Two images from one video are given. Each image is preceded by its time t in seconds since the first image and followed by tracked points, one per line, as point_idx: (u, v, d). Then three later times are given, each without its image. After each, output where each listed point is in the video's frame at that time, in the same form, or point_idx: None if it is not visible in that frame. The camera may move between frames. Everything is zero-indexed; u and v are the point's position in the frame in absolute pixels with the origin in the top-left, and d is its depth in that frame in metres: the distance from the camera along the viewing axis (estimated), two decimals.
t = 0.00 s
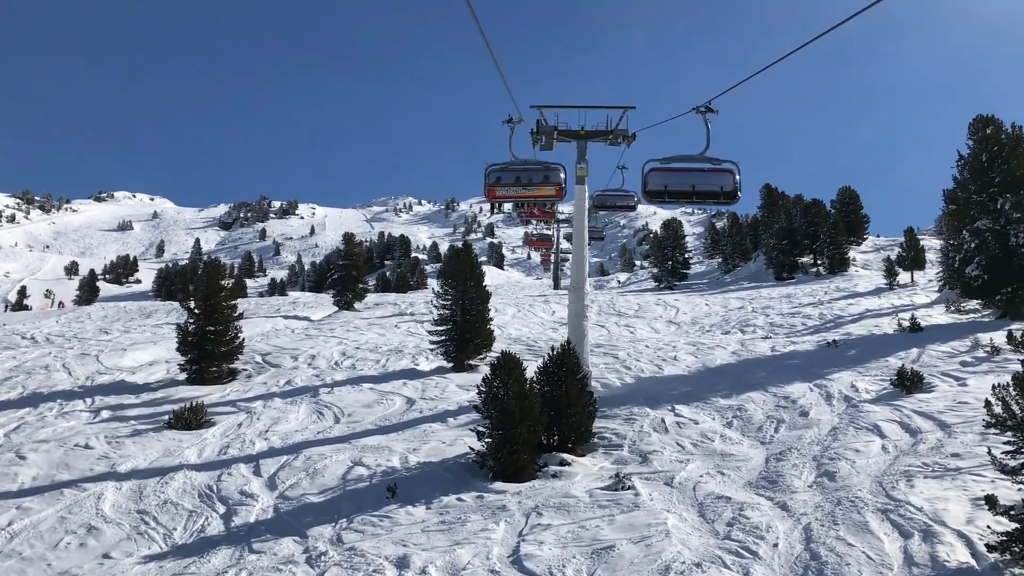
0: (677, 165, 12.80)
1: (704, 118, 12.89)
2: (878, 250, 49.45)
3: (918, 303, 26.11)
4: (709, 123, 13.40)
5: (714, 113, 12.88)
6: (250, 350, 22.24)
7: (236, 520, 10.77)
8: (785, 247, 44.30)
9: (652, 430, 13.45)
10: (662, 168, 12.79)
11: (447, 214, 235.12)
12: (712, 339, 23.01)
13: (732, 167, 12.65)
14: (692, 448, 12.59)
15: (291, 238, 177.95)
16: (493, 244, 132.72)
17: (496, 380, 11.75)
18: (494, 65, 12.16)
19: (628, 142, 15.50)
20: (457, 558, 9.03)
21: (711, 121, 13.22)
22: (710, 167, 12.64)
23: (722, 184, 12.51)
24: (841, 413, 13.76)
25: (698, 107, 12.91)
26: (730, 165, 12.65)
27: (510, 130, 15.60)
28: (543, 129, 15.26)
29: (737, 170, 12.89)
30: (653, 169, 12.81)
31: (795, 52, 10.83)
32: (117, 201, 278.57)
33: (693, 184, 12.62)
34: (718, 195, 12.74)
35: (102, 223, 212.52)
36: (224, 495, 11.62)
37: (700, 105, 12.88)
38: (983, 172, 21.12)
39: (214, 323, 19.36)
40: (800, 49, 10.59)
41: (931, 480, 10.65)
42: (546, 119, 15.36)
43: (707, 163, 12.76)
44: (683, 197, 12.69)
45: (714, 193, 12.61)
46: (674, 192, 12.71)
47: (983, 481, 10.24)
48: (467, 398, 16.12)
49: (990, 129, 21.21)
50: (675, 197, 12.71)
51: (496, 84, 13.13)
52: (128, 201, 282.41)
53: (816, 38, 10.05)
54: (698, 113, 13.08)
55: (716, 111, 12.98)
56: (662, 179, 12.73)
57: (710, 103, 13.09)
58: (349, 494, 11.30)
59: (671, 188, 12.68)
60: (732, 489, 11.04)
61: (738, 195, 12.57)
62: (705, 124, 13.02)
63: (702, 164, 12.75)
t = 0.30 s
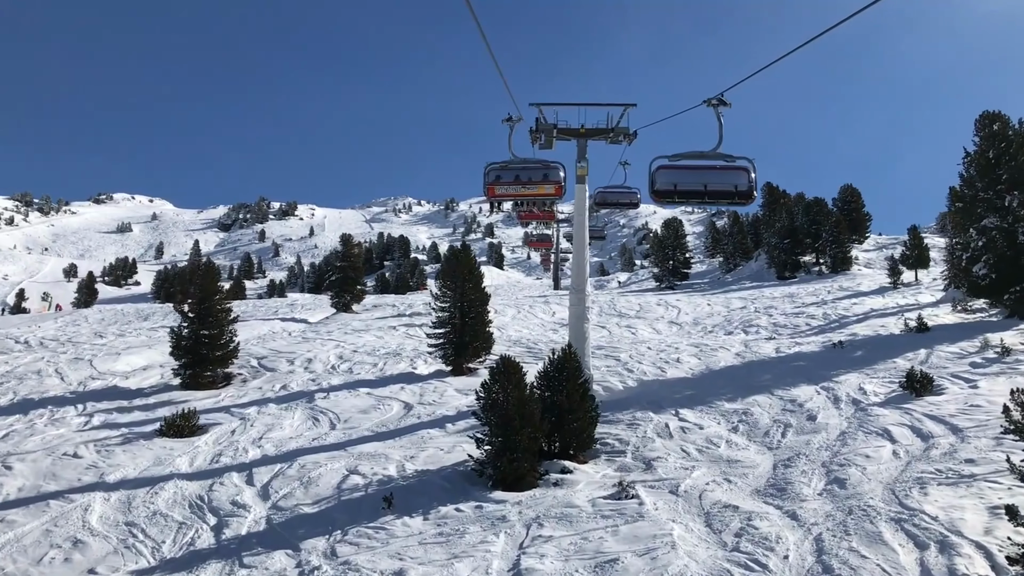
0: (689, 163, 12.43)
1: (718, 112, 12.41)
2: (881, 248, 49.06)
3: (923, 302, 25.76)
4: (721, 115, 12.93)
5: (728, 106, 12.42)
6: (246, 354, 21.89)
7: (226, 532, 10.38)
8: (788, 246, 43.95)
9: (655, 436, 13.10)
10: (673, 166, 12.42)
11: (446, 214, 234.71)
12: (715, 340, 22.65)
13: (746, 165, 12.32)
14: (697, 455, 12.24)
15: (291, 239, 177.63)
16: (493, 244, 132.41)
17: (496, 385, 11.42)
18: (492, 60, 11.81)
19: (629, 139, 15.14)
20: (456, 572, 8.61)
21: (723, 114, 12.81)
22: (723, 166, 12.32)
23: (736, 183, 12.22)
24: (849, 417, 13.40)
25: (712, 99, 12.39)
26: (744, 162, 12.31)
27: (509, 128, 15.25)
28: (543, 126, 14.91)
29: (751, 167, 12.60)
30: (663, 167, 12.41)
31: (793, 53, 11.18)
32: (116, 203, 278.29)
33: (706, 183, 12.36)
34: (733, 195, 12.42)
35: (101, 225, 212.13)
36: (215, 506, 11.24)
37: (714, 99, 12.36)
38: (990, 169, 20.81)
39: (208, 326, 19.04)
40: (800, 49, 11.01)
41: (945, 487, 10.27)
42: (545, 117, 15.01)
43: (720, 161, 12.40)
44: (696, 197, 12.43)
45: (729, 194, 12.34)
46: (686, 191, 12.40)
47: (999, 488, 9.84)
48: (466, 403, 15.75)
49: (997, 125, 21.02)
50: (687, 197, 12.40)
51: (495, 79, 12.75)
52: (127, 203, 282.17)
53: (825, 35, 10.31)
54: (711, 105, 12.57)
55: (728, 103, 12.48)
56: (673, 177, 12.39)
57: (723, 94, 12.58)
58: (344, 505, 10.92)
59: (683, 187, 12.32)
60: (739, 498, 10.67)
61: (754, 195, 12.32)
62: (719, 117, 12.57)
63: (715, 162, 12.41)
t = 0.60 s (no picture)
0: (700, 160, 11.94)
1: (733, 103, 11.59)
2: (883, 247, 48.66)
3: (929, 302, 25.39)
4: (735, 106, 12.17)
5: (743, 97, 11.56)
6: (241, 356, 21.53)
7: (215, 544, 10.00)
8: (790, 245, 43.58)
9: (659, 441, 12.74)
10: (684, 164, 11.88)
11: (446, 213, 234.26)
12: (718, 341, 22.29)
13: (764, 162, 11.78)
14: (702, 461, 11.88)
15: (290, 238, 177.27)
16: (493, 243, 132.05)
17: (495, 390, 11.08)
18: (490, 54, 11.43)
19: (631, 137, 14.78)
20: None
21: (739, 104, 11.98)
22: (740, 164, 11.78)
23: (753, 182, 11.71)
24: (858, 421, 13.03)
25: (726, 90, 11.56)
26: (761, 159, 11.76)
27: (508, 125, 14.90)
28: (542, 123, 14.55)
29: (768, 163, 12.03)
30: (674, 164, 11.86)
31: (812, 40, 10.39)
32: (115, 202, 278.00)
33: (720, 181, 11.78)
34: (749, 193, 11.92)
35: (100, 225, 211.61)
36: (205, 516, 10.87)
37: (728, 90, 11.62)
38: (998, 167, 20.44)
39: (202, 328, 18.69)
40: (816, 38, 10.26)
41: (959, 494, 9.86)
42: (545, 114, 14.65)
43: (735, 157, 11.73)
44: (709, 196, 11.86)
45: (745, 192, 11.80)
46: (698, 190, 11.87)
47: (1016, 496, 9.43)
48: (464, 406, 15.39)
49: (1005, 122, 20.71)
50: (700, 196, 11.86)
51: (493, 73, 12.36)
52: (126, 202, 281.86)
53: (845, 19, 9.59)
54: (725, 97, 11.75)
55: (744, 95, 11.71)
56: (685, 175, 11.82)
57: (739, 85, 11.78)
58: (338, 514, 10.56)
59: (695, 186, 11.78)
60: (746, 506, 10.31)
61: (773, 193, 11.72)
62: (734, 109, 11.72)
63: (730, 159, 11.83)
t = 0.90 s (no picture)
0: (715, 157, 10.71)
1: (752, 95, 10.34)
2: (886, 247, 48.23)
3: (934, 303, 25.01)
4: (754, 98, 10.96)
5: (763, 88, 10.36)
6: (236, 358, 21.19)
7: (202, 555, 9.61)
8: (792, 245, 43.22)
9: (662, 448, 12.37)
10: (697, 160, 10.62)
11: (446, 212, 233.81)
12: (721, 343, 21.92)
13: (786, 159, 10.52)
14: (706, 469, 11.51)
15: (290, 237, 176.91)
16: (493, 243, 131.71)
17: (492, 395, 10.77)
18: (489, 48, 11.07)
19: (633, 134, 14.40)
20: None
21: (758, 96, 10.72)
22: (759, 161, 10.54)
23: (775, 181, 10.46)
24: (866, 428, 12.64)
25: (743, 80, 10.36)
26: (784, 156, 10.50)
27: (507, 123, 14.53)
28: (542, 121, 14.17)
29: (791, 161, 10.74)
30: (686, 161, 10.58)
31: (835, 28, 9.24)
32: (116, 201, 277.87)
33: (738, 180, 10.59)
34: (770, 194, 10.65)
35: (99, 224, 211.33)
36: (193, 526, 10.47)
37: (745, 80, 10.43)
38: (1007, 166, 19.83)
39: (195, 329, 18.36)
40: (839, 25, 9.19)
41: (975, 505, 9.43)
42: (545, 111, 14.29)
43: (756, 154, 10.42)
44: (726, 197, 10.66)
45: (765, 194, 10.59)
46: (714, 190, 10.63)
47: None
48: (463, 411, 15.02)
49: (1014, 119, 20.29)
50: (716, 197, 10.61)
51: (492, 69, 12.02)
52: (126, 201, 281.67)
53: (855, 17, 8.76)
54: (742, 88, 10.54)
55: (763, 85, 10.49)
56: (699, 174, 10.57)
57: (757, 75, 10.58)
58: (330, 525, 10.18)
59: (711, 186, 10.54)
60: (753, 517, 9.91)
61: (797, 195, 10.46)
62: (753, 101, 10.42)
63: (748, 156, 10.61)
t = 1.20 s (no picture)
0: (735, 156, 9.95)
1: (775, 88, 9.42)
2: (889, 248, 47.85)
3: (941, 306, 24.60)
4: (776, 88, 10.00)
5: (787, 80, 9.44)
6: (231, 359, 20.85)
7: (189, 566, 9.23)
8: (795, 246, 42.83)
9: (665, 456, 12.02)
10: (715, 158, 9.90)
11: (446, 211, 233.51)
12: (724, 346, 21.53)
13: (811, 160, 9.76)
14: (710, 478, 11.14)
15: (290, 236, 176.62)
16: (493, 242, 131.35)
17: (490, 402, 10.44)
18: (489, 43, 10.73)
19: (636, 133, 14.04)
20: None
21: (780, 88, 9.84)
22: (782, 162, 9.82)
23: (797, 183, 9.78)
24: (875, 435, 12.26)
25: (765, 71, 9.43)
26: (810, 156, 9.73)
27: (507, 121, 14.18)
28: (542, 119, 13.82)
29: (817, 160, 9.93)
30: (704, 160, 9.85)
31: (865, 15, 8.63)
32: (116, 200, 277.84)
33: (759, 181, 9.92)
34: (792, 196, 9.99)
35: (100, 222, 211.12)
36: (179, 536, 10.10)
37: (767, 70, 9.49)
38: (1016, 167, 19.49)
39: (189, 331, 18.03)
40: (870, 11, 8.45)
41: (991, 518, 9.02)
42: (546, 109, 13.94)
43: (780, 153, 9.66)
44: (746, 198, 10.03)
45: (788, 195, 9.94)
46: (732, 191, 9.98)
47: None
48: (460, 416, 14.66)
49: None
50: (734, 198, 9.98)
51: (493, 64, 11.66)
52: (127, 199, 281.70)
53: (885, 4, 8.09)
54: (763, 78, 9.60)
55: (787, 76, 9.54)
56: (717, 174, 9.87)
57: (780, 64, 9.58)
58: (322, 536, 9.81)
59: (729, 187, 9.90)
60: (759, 530, 9.51)
61: (823, 197, 9.81)
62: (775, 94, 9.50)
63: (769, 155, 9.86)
